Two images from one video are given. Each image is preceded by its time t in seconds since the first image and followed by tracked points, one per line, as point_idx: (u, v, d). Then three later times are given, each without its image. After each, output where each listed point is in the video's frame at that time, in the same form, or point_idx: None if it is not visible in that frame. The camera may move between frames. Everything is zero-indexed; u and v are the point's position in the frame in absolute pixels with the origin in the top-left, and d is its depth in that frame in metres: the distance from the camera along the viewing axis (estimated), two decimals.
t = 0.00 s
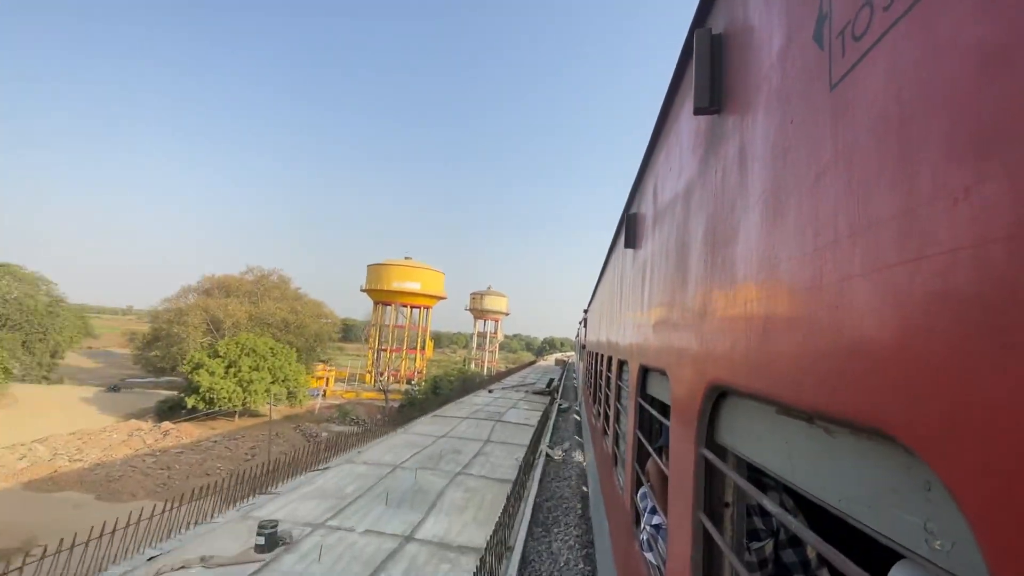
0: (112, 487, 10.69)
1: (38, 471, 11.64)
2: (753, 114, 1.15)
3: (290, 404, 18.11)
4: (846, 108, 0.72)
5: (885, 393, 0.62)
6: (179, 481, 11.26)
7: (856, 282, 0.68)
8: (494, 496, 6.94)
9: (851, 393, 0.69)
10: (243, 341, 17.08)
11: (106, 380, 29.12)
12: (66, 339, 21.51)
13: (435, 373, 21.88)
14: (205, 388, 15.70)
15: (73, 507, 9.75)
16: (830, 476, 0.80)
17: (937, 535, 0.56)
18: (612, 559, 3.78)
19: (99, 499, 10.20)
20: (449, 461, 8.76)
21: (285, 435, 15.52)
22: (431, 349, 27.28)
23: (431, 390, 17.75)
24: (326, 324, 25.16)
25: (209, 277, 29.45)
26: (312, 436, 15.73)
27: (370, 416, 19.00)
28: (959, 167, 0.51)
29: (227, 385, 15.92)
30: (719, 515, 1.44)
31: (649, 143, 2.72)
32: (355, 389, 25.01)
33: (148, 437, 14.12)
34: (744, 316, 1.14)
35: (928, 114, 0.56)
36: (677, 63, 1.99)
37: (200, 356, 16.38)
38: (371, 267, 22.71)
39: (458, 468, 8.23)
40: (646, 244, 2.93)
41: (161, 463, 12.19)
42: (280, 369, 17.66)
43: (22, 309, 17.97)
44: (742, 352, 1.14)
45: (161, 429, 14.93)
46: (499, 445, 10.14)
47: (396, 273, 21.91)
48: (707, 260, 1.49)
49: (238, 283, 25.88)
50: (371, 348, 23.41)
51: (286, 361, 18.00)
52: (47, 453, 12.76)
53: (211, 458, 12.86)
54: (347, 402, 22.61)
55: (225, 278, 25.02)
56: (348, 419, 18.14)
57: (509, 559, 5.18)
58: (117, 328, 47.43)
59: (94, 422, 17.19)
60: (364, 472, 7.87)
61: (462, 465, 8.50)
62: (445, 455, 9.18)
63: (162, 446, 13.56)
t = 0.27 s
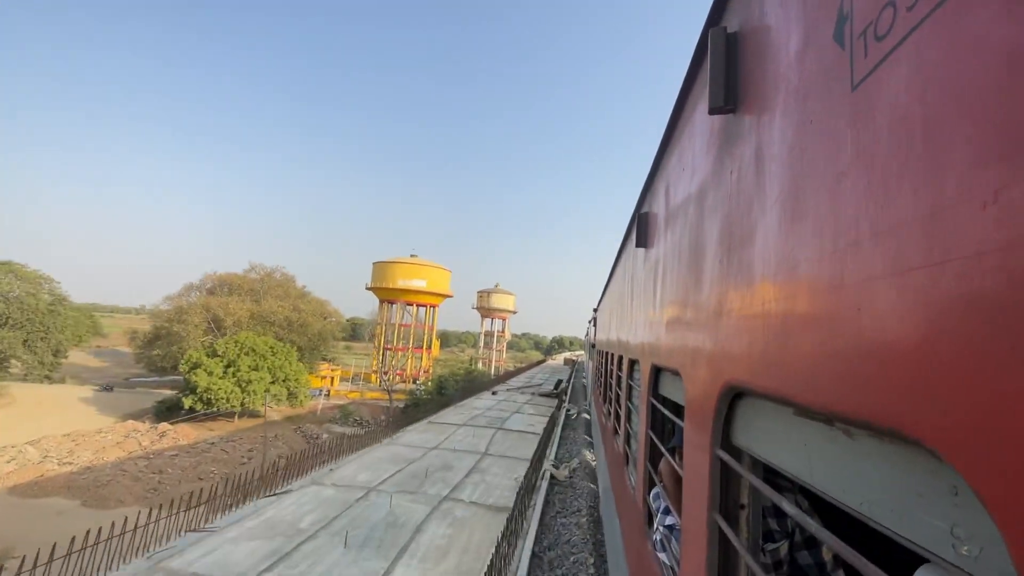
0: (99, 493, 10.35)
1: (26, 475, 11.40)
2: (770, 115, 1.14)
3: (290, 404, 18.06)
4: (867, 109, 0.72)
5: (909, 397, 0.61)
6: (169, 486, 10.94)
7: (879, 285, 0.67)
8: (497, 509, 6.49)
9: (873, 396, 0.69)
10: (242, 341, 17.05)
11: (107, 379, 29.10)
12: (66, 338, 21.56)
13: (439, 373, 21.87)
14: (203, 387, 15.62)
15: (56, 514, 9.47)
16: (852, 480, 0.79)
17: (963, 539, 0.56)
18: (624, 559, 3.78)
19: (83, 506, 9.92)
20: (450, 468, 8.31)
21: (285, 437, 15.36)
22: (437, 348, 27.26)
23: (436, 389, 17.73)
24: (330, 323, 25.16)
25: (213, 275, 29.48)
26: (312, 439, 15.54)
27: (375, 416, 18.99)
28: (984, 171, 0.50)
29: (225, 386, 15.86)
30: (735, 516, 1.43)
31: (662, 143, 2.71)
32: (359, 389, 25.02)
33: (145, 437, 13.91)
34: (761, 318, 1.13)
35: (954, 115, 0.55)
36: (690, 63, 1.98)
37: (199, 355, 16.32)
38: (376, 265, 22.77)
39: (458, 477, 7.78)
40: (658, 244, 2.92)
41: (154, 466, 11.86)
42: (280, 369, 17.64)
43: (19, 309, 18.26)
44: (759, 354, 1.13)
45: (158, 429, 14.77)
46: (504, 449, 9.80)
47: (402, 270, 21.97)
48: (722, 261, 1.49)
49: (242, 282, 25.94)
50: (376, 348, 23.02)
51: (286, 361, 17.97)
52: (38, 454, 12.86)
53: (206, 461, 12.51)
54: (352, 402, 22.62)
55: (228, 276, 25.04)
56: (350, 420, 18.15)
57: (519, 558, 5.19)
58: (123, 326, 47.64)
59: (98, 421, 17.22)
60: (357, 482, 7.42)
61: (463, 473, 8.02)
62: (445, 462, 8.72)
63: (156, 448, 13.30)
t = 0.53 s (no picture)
0: (87, 497, 10.32)
1: (12, 478, 11.55)
2: (790, 106, 1.15)
3: (291, 403, 18.06)
4: (892, 96, 0.72)
5: (937, 380, 0.62)
6: (159, 490, 10.89)
7: (903, 272, 0.68)
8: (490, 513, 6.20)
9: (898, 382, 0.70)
10: (242, 338, 17.12)
11: (111, 378, 29.33)
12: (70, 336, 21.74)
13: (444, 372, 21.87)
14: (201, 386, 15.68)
15: (42, 519, 9.42)
16: (874, 466, 0.80)
17: (991, 520, 0.56)
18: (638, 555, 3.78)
19: (70, 511, 9.86)
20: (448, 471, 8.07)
21: (286, 440, 15.33)
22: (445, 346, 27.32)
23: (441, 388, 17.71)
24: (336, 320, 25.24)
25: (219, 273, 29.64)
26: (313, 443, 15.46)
27: (379, 416, 19.05)
28: (1014, 153, 0.51)
29: (226, 384, 15.89)
30: (753, 507, 1.44)
31: (676, 137, 2.70)
32: (365, 388, 25.15)
33: (140, 439, 14.09)
34: (781, 309, 1.14)
35: (982, 100, 0.56)
36: (706, 55, 1.98)
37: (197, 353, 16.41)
38: (383, 262, 22.90)
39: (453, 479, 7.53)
40: (672, 238, 2.92)
41: (146, 470, 11.83)
42: (281, 367, 17.64)
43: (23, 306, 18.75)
44: (779, 343, 1.14)
45: (157, 429, 15.01)
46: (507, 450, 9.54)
47: (409, 266, 22.09)
48: (740, 253, 1.49)
49: (248, 279, 26.06)
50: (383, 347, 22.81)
51: (287, 359, 18.00)
52: (28, 457, 12.84)
53: (200, 465, 12.43)
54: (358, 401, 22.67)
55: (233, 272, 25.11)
56: (353, 419, 18.21)
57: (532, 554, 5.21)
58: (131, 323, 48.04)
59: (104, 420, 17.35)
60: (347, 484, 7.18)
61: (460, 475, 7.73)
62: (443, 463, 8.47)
63: (150, 451, 13.27)
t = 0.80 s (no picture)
0: (72, 502, 9.80)
1: None
2: (796, 104, 1.15)
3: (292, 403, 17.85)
4: (895, 96, 0.73)
5: (937, 378, 0.62)
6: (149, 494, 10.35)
7: (905, 270, 0.68)
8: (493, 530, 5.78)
9: (900, 379, 0.70)
10: (241, 337, 16.60)
11: (113, 378, 29.06)
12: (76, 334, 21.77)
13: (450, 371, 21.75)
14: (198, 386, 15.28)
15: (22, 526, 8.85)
16: (877, 463, 0.80)
17: (988, 516, 0.57)
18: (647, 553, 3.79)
19: (53, 518, 9.30)
20: (451, 478, 7.66)
21: (287, 441, 15.03)
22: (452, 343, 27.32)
23: (446, 387, 17.52)
24: (342, 318, 25.18)
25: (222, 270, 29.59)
26: (314, 444, 15.12)
27: (384, 415, 18.96)
28: (1012, 154, 0.51)
29: (223, 382, 15.54)
30: (760, 504, 1.45)
31: (684, 133, 2.69)
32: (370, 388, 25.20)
33: (136, 440, 13.70)
34: (786, 308, 1.14)
35: (982, 99, 0.56)
36: (714, 53, 1.97)
37: (194, 351, 15.89)
38: (390, 258, 22.92)
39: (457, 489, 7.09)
40: (682, 235, 2.91)
41: (138, 472, 11.32)
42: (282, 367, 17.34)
43: (26, 304, 18.74)
44: (785, 341, 1.14)
45: (152, 429, 14.69)
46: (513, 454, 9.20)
47: (415, 262, 22.08)
48: (747, 251, 1.49)
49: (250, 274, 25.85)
50: (390, 344, 22.28)
51: (289, 358, 17.76)
52: (18, 459, 12.36)
53: (194, 467, 11.96)
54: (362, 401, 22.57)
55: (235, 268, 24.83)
56: (357, 420, 18.23)
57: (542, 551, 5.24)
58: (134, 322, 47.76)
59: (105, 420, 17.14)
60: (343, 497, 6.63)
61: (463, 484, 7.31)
62: (447, 470, 8.06)
63: (144, 452, 12.73)
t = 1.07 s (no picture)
0: (50, 510, 9.59)
1: None
2: (796, 101, 1.13)
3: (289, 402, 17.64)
4: (887, 95, 0.72)
5: (928, 380, 0.62)
6: (132, 500, 10.17)
7: (898, 270, 0.68)
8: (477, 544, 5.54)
9: (895, 380, 0.70)
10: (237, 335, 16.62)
11: (109, 376, 28.73)
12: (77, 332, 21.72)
13: (453, 369, 21.64)
14: (191, 385, 15.34)
15: None
16: (872, 463, 0.80)
17: (978, 516, 0.57)
18: (653, 551, 3.77)
19: (28, 527, 9.08)
20: (444, 483, 7.39)
21: (282, 443, 14.79)
22: (456, 339, 27.31)
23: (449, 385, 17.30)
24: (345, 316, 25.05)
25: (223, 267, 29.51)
26: (310, 446, 14.87)
27: (385, 415, 18.82)
28: (999, 156, 0.51)
29: (217, 382, 15.53)
30: (762, 503, 1.45)
31: (688, 131, 2.68)
32: (372, 387, 25.27)
33: (127, 442, 13.52)
34: (786, 308, 1.14)
35: (972, 102, 0.56)
36: (715, 49, 1.96)
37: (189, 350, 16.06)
38: (392, 255, 22.92)
39: (444, 497, 6.81)
40: (686, 233, 2.90)
41: (123, 477, 11.09)
42: (278, 365, 17.16)
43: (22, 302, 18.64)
44: (784, 340, 1.14)
45: (145, 430, 14.43)
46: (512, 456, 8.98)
47: (418, 259, 22.06)
48: (748, 249, 1.48)
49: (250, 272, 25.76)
50: (394, 342, 22.14)
51: (286, 357, 17.53)
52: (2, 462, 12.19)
53: (182, 472, 11.70)
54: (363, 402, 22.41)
55: (236, 265, 24.58)
56: (357, 419, 18.19)
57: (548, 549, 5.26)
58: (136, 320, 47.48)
59: (101, 420, 16.92)
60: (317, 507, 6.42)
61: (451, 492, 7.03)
62: (440, 475, 7.82)
63: (132, 456, 12.59)
